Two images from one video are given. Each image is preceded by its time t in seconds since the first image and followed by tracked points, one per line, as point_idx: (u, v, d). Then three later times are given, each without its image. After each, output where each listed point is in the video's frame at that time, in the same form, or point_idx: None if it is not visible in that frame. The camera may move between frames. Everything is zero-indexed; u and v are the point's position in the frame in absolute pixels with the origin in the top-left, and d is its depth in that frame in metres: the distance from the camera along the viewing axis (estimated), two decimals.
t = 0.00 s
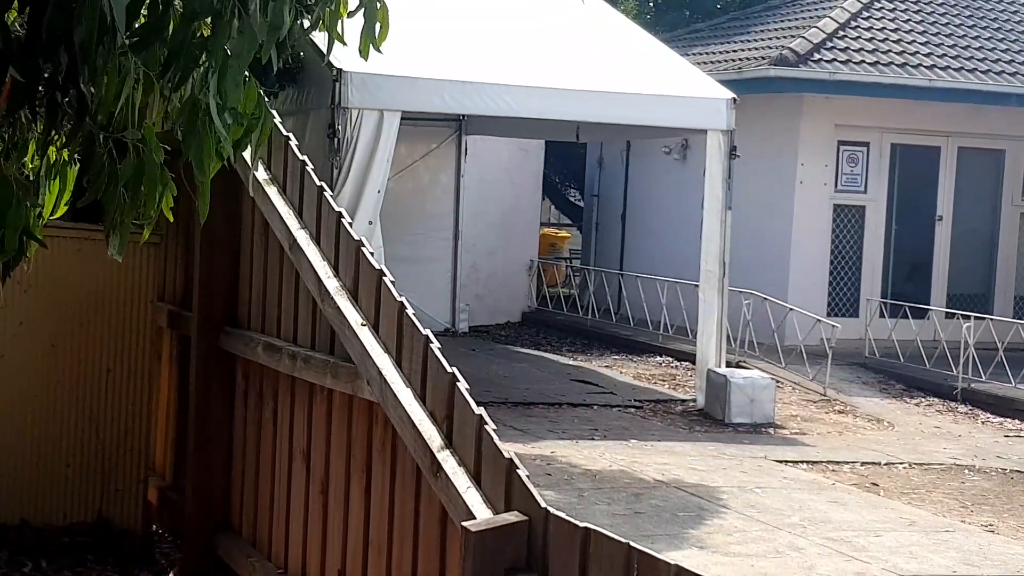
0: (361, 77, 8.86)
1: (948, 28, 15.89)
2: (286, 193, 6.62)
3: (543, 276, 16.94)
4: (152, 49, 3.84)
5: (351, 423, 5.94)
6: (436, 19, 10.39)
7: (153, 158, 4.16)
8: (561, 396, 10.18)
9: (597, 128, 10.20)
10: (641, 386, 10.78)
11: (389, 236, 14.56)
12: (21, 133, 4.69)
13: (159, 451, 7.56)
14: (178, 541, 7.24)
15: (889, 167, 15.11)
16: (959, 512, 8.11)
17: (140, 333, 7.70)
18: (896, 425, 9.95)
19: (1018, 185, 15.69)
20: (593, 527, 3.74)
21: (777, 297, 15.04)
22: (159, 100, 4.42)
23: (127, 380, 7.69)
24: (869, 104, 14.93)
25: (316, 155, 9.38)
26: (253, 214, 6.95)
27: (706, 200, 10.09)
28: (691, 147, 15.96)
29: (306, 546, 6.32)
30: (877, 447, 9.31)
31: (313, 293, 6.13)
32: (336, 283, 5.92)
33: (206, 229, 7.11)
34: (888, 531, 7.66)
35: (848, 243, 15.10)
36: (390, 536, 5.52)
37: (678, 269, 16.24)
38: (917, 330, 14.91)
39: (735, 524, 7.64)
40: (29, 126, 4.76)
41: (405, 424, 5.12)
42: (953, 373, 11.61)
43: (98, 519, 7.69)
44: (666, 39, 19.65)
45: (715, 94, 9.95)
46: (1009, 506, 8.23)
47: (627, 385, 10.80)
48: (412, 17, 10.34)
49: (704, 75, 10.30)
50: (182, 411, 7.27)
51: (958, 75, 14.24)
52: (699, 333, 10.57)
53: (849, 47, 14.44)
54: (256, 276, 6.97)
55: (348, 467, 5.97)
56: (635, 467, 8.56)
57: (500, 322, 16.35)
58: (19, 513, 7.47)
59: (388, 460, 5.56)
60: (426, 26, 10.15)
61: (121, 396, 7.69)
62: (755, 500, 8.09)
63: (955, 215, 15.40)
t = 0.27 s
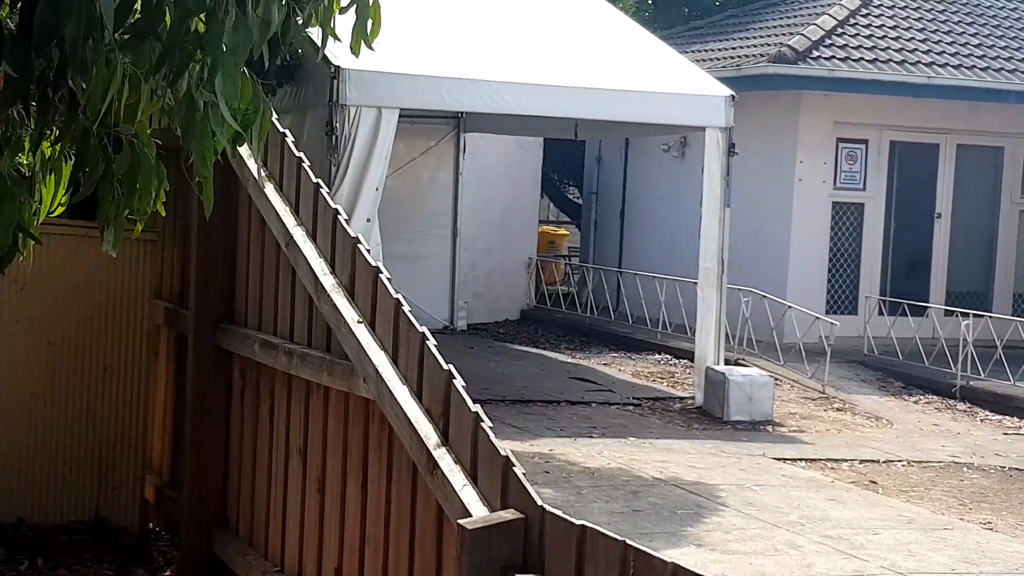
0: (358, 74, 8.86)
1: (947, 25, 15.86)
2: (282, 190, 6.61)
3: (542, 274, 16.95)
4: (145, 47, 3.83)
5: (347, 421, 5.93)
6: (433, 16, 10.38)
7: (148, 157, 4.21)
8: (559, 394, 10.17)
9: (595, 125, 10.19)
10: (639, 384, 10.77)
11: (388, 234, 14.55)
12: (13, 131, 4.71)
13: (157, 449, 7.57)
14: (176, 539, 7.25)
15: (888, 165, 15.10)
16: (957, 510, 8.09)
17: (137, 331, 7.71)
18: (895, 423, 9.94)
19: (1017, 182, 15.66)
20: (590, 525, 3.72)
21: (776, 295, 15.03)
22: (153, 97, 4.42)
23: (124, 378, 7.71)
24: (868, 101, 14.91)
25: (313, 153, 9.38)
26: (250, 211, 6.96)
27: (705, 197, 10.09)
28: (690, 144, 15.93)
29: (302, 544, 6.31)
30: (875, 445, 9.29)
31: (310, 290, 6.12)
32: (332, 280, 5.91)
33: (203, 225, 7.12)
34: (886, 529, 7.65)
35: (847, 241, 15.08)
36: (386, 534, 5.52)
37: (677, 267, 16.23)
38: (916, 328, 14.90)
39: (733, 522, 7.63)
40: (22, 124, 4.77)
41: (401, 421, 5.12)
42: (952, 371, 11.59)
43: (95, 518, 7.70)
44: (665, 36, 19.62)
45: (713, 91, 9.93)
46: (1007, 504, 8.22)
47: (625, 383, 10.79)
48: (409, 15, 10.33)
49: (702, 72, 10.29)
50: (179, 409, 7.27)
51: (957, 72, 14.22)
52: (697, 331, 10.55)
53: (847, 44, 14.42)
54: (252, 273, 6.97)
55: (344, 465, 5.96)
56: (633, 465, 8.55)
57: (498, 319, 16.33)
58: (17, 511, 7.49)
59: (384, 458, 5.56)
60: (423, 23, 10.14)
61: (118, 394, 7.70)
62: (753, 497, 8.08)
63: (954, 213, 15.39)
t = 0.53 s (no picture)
0: (357, 74, 8.86)
1: (945, 25, 15.84)
2: (279, 190, 6.61)
3: (540, 274, 16.95)
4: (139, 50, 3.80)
5: (345, 421, 5.94)
6: (431, 16, 10.37)
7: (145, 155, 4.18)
8: (558, 393, 10.17)
9: (594, 125, 10.18)
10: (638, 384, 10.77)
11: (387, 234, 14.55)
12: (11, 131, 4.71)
13: (154, 449, 7.58)
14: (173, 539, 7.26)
15: (886, 164, 15.09)
16: (956, 510, 8.09)
17: (134, 331, 7.72)
18: (894, 422, 9.93)
19: (1016, 181, 15.65)
20: (587, 526, 3.72)
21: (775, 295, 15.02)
22: (149, 98, 4.40)
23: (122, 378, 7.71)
24: (867, 100, 14.90)
25: (312, 153, 9.37)
26: (247, 211, 6.97)
27: (703, 197, 10.08)
28: (688, 144, 15.93)
29: (300, 544, 6.31)
30: (874, 445, 9.29)
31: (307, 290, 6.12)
32: (330, 280, 5.91)
33: (200, 225, 7.12)
34: (885, 529, 7.65)
35: (846, 240, 15.07)
36: (384, 534, 5.52)
37: (676, 267, 16.22)
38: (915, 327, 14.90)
39: (732, 522, 7.63)
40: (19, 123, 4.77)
41: (399, 423, 5.12)
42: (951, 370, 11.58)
43: (93, 518, 7.71)
44: (663, 36, 19.62)
45: (711, 91, 9.92)
46: (1006, 503, 8.22)
47: (624, 383, 10.79)
48: (406, 15, 10.33)
49: (701, 71, 10.28)
50: (177, 410, 7.28)
51: (955, 71, 14.20)
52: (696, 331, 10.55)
53: (845, 44, 14.41)
54: (249, 273, 6.98)
55: (342, 465, 5.96)
56: (632, 465, 8.55)
57: (496, 318, 16.33)
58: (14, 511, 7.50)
59: (382, 458, 5.56)
60: (421, 23, 10.13)
61: (116, 394, 7.71)
62: (752, 497, 8.08)
63: (953, 212, 15.37)
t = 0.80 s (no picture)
0: (355, 74, 8.87)
1: (944, 24, 15.83)
2: (276, 190, 6.62)
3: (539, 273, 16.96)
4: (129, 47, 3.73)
5: (341, 420, 5.94)
6: (428, 17, 10.38)
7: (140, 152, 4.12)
8: (556, 393, 10.17)
9: (592, 125, 10.18)
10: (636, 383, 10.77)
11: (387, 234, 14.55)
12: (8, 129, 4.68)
13: (153, 449, 7.59)
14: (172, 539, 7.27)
15: (886, 163, 15.07)
16: (955, 509, 8.09)
17: (132, 331, 7.74)
18: (893, 422, 9.93)
19: (1016, 180, 15.63)
20: (582, 525, 3.74)
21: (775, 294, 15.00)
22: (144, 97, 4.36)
23: (121, 377, 7.73)
24: (866, 99, 14.88)
25: (311, 153, 9.38)
26: (244, 209, 6.98)
27: (702, 196, 10.08)
28: (687, 143, 15.93)
29: (298, 545, 6.32)
30: (873, 444, 9.28)
31: (304, 290, 6.12)
32: (327, 280, 5.92)
33: (198, 224, 7.14)
34: (884, 528, 7.65)
35: (846, 240, 15.05)
36: (380, 534, 5.53)
37: (676, 267, 16.21)
38: (915, 326, 14.88)
39: (730, 521, 7.63)
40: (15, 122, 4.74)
41: (395, 422, 5.13)
42: (949, 370, 11.58)
43: (91, 518, 7.72)
44: (662, 36, 19.61)
45: (709, 90, 9.92)
46: (1004, 503, 8.21)
47: (622, 382, 10.79)
48: (405, 14, 10.33)
49: (699, 71, 10.28)
50: (175, 410, 7.29)
51: (955, 71, 14.19)
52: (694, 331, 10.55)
53: (845, 43, 14.40)
54: (246, 272, 6.99)
55: (338, 464, 5.97)
56: (630, 464, 8.55)
57: (496, 318, 16.34)
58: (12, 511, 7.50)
59: (378, 457, 5.57)
60: (418, 23, 10.15)
61: (114, 394, 7.72)
62: (750, 497, 8.08)
63: (952, 211, 15.35)
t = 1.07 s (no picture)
0: (355, 73, 8.85)
1: (944, 23, 15.82)
2: (277, 188, 6.61)
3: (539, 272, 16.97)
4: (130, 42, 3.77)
5: (342, 417, 5.93)
6: (427, 15, 10.36)
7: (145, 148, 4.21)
8: (557, 391, 10.17)
9: (592, 123, 10.17)
10: (636, 382, 10.77)
11: (387, 233, 14.55)
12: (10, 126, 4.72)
13: (153, 448, 7.58)
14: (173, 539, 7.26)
15: (886, 162, 15.07)
16: (956, 507, 8.08)
17: (133, 329, 7.73)
18: (893, 421, 9.92)
19: (1016, 179, 15.62)
20: (584, 522, 3.74)
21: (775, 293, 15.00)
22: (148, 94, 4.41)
23: (122, 376, 7.72)
24: (866, 98, 14.88)
25: (310, 151, 9.37)
26: (244, 207, 6.98)
27: (702, 194, 10.06)
28: (688, 142, 15.92)
29: (298, 544, 6.31)
30: (874, 443, 9.27)
31: (304, 288, 6.11)
32: (327, 278, 5.90)
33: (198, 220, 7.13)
34: (885, 527, 7.64)
35: (846, 239, 15.05)
36: (381, 532, 5.52)
37: (676, 265, 16.21)
38: (915, 325, 14.87)
39: (731, 520, 7.62)
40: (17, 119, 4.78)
41: (396, 421, 5.12)
42: (950, 368, 11.57)
43: (92, 517, 7.71)
44: (662, 34, 19.59)
45: (710, 89, 9.91)
46: (1005, 501, 8.20)
47: (623, 381, 10.77)
48: (405, 12, 10.32)
49: (699, 69, 10.26)
50: (175, 409, 7.29)
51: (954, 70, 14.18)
52: (694, 329, 10.53)
53: (845, 42, 14.40)
54: (247, 270, 6.98)
55: (339, 462, 5.96)
56: (631, 463, 8.54)
57: (496, 317, 16.34)
58: (12, 511, 7.48)
59: (378, 455, 5.56)
60: (418, 21, 10.14)
61: (114, 393, 7.71)
62: (751, 495, 8.07)
63: (952, 210, 15.34)
